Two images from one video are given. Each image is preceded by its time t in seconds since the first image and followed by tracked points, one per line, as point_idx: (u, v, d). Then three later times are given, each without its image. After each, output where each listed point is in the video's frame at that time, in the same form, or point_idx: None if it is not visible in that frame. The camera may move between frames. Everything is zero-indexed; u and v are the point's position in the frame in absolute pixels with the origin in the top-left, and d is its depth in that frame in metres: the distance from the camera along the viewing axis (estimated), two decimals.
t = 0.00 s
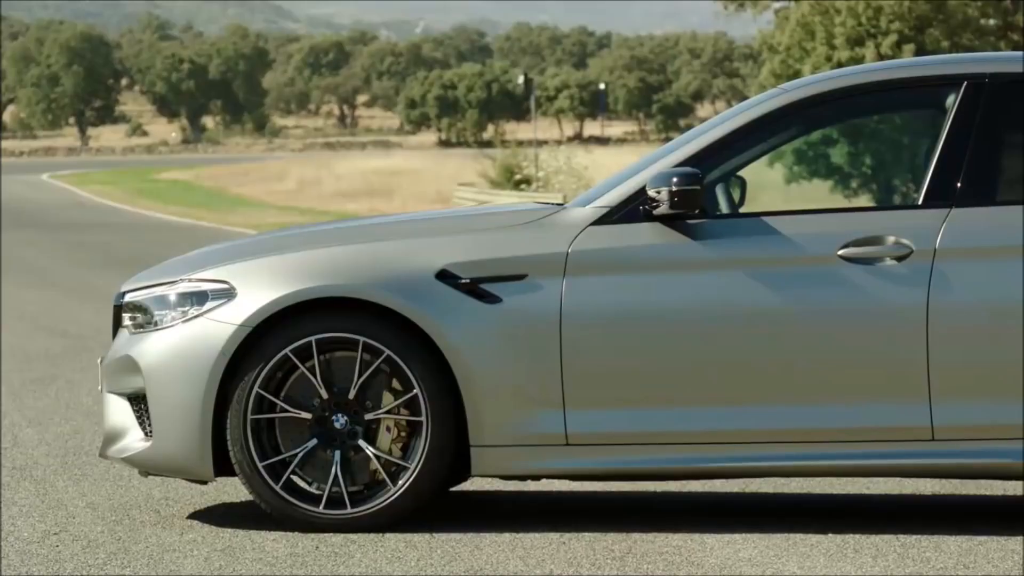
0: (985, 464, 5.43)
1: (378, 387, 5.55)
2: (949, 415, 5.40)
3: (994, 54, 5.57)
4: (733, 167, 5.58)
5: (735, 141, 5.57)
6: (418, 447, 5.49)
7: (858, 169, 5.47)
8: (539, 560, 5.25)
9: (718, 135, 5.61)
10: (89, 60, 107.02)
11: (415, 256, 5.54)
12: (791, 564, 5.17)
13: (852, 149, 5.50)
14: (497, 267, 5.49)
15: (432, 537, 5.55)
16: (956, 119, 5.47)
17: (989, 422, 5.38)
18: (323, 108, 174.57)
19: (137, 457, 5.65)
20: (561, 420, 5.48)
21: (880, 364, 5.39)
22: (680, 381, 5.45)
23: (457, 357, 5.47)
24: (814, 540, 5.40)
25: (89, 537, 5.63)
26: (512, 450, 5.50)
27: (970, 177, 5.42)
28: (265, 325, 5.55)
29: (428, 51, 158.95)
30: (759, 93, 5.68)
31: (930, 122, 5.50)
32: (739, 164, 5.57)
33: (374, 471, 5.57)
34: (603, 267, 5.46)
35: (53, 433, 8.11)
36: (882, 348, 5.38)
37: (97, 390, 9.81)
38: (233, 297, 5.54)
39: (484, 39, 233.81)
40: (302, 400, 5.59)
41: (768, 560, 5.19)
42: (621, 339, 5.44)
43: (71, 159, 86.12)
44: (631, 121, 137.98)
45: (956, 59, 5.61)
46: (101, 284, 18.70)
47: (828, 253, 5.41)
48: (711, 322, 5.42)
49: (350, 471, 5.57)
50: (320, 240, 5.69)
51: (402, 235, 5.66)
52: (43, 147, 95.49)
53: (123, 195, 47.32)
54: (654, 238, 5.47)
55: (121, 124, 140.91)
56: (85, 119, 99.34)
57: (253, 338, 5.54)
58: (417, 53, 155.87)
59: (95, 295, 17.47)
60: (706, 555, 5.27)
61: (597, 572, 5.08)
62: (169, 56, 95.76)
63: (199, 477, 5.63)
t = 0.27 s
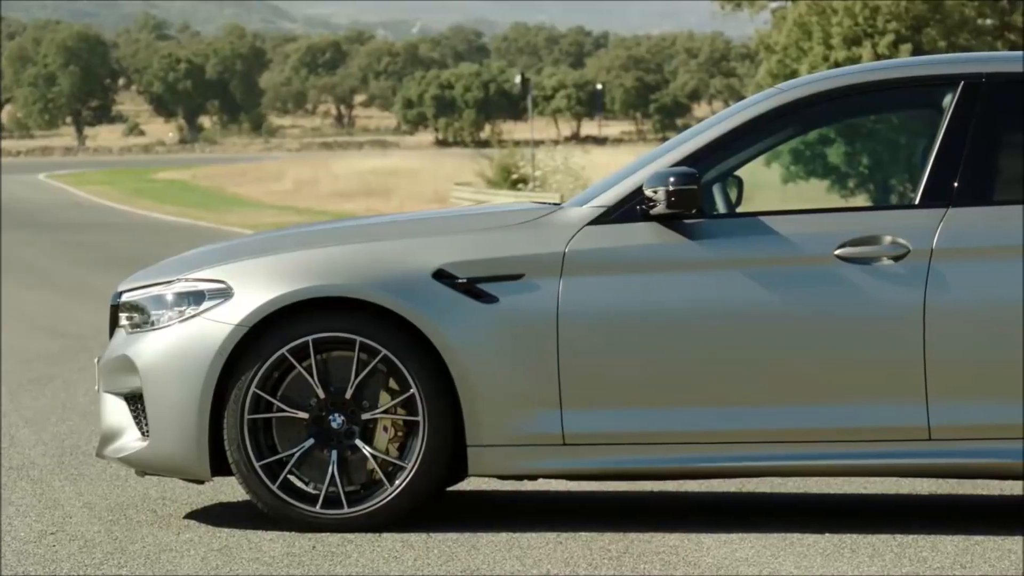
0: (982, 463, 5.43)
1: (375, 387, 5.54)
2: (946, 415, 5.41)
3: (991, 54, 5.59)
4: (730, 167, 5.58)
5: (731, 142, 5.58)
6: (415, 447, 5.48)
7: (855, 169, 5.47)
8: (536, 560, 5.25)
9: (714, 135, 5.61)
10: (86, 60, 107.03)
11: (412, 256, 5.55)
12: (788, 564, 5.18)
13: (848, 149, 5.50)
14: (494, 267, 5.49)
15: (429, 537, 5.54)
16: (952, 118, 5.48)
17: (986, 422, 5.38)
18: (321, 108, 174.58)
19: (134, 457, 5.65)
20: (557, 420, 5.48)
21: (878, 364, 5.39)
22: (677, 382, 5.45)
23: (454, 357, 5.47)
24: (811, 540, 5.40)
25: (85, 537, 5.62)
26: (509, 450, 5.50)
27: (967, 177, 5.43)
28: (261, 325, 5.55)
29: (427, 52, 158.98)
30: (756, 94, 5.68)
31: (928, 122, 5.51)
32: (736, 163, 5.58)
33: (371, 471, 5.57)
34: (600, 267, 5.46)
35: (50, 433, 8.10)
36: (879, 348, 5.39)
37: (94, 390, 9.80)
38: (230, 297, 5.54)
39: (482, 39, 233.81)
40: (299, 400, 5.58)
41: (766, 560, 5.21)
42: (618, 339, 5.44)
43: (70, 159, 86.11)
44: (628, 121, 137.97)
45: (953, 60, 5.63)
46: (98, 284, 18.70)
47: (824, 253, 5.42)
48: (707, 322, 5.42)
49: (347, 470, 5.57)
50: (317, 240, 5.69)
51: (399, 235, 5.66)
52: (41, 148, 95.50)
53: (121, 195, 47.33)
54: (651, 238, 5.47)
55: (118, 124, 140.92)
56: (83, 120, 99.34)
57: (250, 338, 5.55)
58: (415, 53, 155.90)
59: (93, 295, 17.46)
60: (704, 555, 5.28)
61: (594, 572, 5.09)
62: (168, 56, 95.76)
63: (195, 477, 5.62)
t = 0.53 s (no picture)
0: (958, 464, 5.43)
1: (351, 387, 5.54)
2: (923, 416, 5.41)
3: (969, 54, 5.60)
4: (707, 167, 5.58)
5: (707, 142, 5.58)
6: (392, 447, 5.48)
7: (832, 169, 5.48)
8: (513, 561, 5.26)
9: (691, 135, 5.61)
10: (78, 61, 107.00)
11: (389, 256, 5.54)
12: (764, 564, 5.20)
13: (826, 149, 5.51)
14: (471, 267, 5.49)
15: (405, 537, 5.54)
16: (929, 118, 5.49)
17: (963, 421, 5.39)
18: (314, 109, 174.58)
19: (110, 457, 5.65)
20: (534, 420, 5.48)
21: (854, 364, 5.40)
22: (653, 382, 5.44)
23: (431, 357, 5.46)
24: (788, 540, 5.41)
25: (61, 538, 5.62)
26: (486, 451, 5.49)
27: (944, 177, 5.44)
28: (237, 325, 5.55)
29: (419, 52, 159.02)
30: (732, 93, 5.69)
31: (904, 122, 5.52)
32: (712, 164, 5.58)
33: (347, 471, 5.56)
34: (576, 267, 5.46)
35: (26, 433, 8.11)
36: (855, 348, 5.39)
37: (71, 390, 9.80)
38: (206, 297, 5.54)
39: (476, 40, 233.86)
40: (275, 400, 5.58)
41: (742, 560, 5.22)
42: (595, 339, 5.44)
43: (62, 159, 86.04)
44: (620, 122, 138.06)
45: (930, 60, 5.64)
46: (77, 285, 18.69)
47: (801, 253, 5.42)
48: (684, 322, 5.42)
49: (324, 471, 5.56)
50: (294, 240, 5.69)
51: (375, 235, 5.65)
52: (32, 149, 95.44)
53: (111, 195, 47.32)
54: (627, 238, 5.47)
55: (111, 125, 140.87)
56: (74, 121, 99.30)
57: (227, 338, 5.54)
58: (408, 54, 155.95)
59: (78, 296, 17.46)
60: (680, 555, 5.29)
61: (570, 573, 5.10)
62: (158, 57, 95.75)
63: (171, 477, 5.62)
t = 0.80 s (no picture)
0: (920, 464, 5.43)
1: (314, 388, 5.53)
2: (885, 416, 5.42)
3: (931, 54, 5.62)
4: (670, 167, 5.57)
5: (670, 142, 5.57)
6: (354, 447, 5.47)
7: (795, 169, 5.50)
8: (475, 561, 5.26)
9: (654, 135, 5.61)
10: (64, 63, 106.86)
11: (352, 257, 5.53)
12: (726, 564, 5.21)
13: (788, 149, 5.53)
14: (434, 267, 5.48)
15: (368, 537, 5.53)
16: (891, 119, 5.50)
17: (924, 421, 5.40)
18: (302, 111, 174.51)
19: (72, 457, 5.64)
20: (496, 420, 5.47)
21: (816, 364, 5.40)
22: (615, 382, 5.44)
23: (394, 357, 5.46)
24: (750, 540, 5.41)
25: (24, 538, 5.61)
26: (449, 450, 5.49)
27: (907, 177, 5.44)
28: (200, 325, 5.54)
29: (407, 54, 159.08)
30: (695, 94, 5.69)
31: (867, 122, 5.52)
32: (675, 164, 5.57)
33: (309, 471, 5.55)
34: (539, 267, 5.46)
35: None
36: (817, 348, 5.39)
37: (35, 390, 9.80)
38: (168, 297, 5.53)
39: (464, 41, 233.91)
40: (238, 400, 5.57)
41: (704, 560, 5.23)
42: (558, 339, 5.43)
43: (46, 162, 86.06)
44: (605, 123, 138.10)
45: (894, 60, 5.65)
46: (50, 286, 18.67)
47: (763, 253, 5.42)
48: (645, 323, 5.42)
49: (286, 471, 5.55)
50: (257, 240, 5.68)
51: (338, 235, 5.64)
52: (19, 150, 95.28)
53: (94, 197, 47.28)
54: (590, 238, 5.47)
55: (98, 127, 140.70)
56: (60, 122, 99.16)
57: (189, 338, 5.53)
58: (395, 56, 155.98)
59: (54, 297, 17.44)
60: (642, 555, 5.30)
61: (532, 573, 5.11)
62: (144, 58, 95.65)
63: (134, 477, 5.61)
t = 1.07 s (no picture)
0: (868, 464, 5.44)
1: (261, 388, 5.52)
2: (831, 416, 5.42)
3: (880, 54, 5.62)
4: (617, 167, 5.56)
5: (617, 142, 5.57)
6: (301, 448, 5.47)
7: (743, 169, 5.49)
8: (422, 561, 5.25)
9: (601, 135, 5.60)
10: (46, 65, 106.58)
11: (299, 257, 5.52)
12: (673, 564, 5.21)
13: (736, 150, 5.52)
14: (381, 268, 5.48)
15: (315, 537, 5.53)
16: (838, 119, 5.51)
17: (870, 421, 5.41)
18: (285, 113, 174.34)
19: (19, 457, 5.62)
20: (443, 420, 5.46)
21: (763, 364, 5.40)
22: (562, 381, 5.44)
23: (342, 358, 5.45)
24: (697, 540, 5.42)
25: None
26: (397, 450, 5.48)
27: (853, 177, 5.45)
28: (147, 325, 5.53)
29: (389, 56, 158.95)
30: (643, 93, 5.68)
31: (813, 123, 5.53)
32: (622, 163, 5.55)
33: (256, 471, 5.55)
34: (486, 268, 5.45)
35: None
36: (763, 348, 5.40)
37: None
38: (114, 298, 5.52)
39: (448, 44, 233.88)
40: (184, 400, 5.56)
41: (651, 560, 5.24)
42: (504, 339, 5.43)
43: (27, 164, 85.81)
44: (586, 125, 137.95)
45: (841, 60, 5.65)
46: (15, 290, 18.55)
47: (710, 253, 5.42)
48: (592, 322, 5.42)
49: (233, 471, 5.54)
50: (204, 240, 5.66)
51: (286, 235, 5.63)
52: None
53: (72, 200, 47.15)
54: (537, 238, 5.47)
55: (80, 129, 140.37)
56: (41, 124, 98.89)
57: (135, 338, 5.52)
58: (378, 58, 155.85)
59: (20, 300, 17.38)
60: (589, 555, 5.30)
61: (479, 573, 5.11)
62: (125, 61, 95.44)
63: (81, 477, 5.59)
